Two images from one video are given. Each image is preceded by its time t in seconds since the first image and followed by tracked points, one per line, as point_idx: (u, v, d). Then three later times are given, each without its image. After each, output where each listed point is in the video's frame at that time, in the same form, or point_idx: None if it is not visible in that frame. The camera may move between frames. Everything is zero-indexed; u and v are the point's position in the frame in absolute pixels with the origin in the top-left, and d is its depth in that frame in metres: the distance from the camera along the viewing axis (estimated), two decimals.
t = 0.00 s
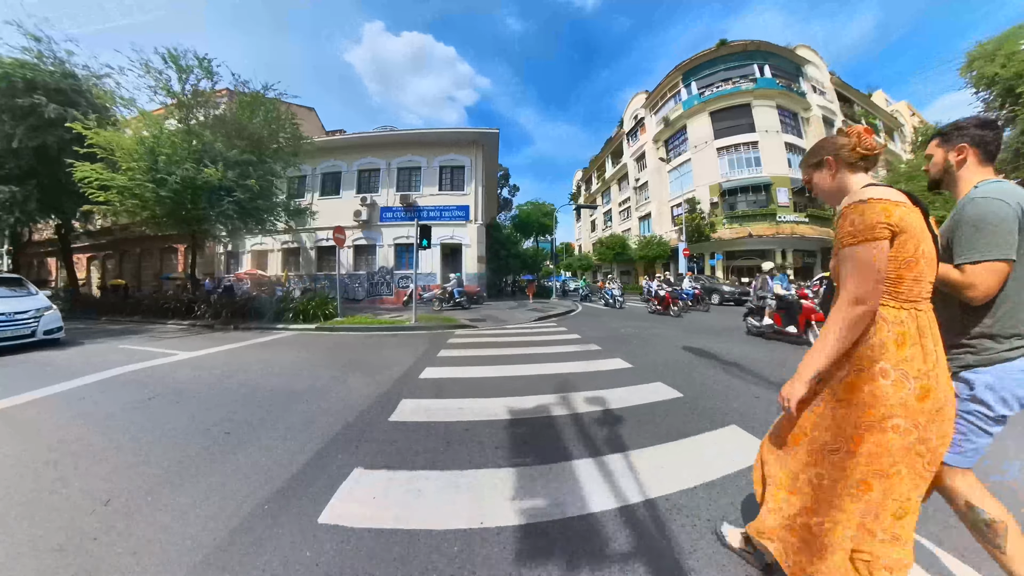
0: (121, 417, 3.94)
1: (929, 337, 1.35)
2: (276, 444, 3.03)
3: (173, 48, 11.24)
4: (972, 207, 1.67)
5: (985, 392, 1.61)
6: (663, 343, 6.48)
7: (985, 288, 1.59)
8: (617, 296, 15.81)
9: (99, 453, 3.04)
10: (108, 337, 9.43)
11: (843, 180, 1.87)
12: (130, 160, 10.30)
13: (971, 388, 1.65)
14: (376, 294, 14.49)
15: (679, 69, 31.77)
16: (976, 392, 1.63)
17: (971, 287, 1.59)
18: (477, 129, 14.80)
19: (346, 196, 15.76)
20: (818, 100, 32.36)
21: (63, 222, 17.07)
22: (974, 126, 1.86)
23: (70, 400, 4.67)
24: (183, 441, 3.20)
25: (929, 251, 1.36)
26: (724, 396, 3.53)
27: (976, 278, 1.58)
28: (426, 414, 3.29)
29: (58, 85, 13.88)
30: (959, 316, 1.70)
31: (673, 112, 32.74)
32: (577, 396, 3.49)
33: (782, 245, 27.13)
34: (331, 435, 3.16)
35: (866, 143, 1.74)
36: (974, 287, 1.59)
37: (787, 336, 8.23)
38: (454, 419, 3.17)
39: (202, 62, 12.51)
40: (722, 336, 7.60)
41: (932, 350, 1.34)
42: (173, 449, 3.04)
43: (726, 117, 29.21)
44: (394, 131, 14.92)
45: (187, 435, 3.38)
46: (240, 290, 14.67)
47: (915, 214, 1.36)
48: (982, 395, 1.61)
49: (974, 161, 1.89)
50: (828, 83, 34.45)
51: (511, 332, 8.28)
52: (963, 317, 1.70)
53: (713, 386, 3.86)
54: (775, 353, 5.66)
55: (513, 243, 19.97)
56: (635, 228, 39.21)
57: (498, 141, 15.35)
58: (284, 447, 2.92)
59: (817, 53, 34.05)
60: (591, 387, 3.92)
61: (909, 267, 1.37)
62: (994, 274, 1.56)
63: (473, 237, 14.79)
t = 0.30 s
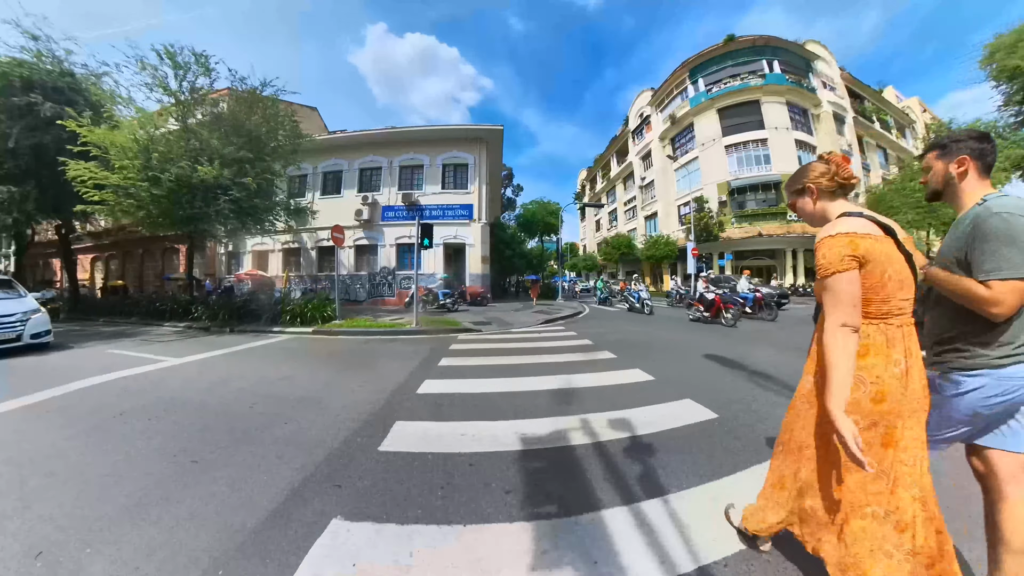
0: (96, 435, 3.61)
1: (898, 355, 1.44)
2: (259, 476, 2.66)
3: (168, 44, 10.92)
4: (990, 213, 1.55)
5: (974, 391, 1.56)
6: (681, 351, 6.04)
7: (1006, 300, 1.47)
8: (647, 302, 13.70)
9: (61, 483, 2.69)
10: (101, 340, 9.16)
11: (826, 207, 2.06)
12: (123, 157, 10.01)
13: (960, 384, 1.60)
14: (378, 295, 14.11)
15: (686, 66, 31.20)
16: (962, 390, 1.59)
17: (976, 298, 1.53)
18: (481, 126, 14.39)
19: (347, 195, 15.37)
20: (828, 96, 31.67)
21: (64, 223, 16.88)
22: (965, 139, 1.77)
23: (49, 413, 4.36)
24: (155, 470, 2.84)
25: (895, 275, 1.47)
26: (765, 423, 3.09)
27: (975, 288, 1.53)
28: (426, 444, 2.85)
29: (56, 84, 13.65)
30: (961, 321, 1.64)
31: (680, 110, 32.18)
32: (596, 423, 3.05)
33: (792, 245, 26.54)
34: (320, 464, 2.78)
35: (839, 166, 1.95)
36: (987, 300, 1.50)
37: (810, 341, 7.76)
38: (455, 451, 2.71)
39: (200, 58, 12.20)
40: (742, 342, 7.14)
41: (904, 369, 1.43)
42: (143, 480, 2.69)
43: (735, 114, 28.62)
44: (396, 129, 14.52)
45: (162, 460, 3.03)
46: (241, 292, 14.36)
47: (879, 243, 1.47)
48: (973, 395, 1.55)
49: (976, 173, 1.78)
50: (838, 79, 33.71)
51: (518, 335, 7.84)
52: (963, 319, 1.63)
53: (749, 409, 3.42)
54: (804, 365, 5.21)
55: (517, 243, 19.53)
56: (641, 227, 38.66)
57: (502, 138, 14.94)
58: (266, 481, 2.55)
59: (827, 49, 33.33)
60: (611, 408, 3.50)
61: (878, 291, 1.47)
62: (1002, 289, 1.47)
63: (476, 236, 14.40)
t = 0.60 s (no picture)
0: (67, 446, 3.25)
1: (893, 338, 1.62)
2: (237, 505, 2.28)
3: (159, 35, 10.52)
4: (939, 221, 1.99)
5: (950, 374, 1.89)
6: (699, 358, 5.65)
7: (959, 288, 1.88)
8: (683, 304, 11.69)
9: (7, 511, 2.31)
10: (89, 342, 8.82)
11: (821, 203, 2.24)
12: (110, 152, 9.62)
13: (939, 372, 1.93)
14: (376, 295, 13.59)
15: (689, 63, 30.74)
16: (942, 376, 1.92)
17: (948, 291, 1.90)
18: (483, 122, 13.99)
19: (345, 192, 14.90)
20: (834, 94, 31.24)
21: (57, 222, 16.53)
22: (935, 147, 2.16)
23: (21, 420, 4.05)
24: (121, 489, 2.47)
25: (882, 265, 1.66)
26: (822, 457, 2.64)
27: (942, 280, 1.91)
28: (419, 480, 2.37)
29: (47, 78, 13.30)
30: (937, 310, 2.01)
31: (684, 108, 31.75)
32: (626, 450, 2.63)
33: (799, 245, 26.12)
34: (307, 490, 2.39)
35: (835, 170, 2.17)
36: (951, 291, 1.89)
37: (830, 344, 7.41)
38: (461, 488, 2.25)
39: (192, 51, 11.81)
40: (761, 348, 6.75)
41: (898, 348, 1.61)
42: (101, 506, 2.30)
43: (740, 112, 28.20)
44: (396, 124, 14.11)
45: (130, 480, 2.66)
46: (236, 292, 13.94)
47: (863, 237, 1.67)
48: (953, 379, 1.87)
49: (944, 176, 2.21)
50: (844, 77, 33.25)
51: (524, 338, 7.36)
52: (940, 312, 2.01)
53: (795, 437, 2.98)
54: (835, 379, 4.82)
55: (519, 242, 19.11)
56: (645, 227, 38.23)
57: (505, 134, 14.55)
58: (242, 508, 2.19)
59: (832, 46, 32.90)
60: (638, 428, 3.07)
61: (865, 278, 1.67)
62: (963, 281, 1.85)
63: (478, 235, 13.99)
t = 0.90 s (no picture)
0: (20, 465, 2.91)
1: (858, 339, 1.84)
2: (190, 552, 1.88)
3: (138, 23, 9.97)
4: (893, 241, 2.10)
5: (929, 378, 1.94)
6: (710, 365, 5.33)
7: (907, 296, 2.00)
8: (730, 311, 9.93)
9: None
10: (61, 347, 8.31)
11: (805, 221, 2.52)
12: (84, 144, 9.07)
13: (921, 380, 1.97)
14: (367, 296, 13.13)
15: (687, 63, 30.59)
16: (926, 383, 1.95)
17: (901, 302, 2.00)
18: (479, 118, 13.60)
19: (336, 190, 14.38)
20: (830, 96, 31.31)
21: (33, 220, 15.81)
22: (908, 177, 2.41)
23: None
24: (57, 529, 2.08)
25: (849, 276, 1.88)
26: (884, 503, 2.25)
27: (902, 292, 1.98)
28: (402, 532, 1.94)
29: (20, 67, 12.65)
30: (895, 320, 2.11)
31: (682, 108, 31.60)
32: (653, 487, 2.28)
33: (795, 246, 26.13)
34: (275, 535, 1.99)
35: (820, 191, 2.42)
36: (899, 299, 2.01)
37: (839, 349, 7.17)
38: (457, 548, 1.83)
39: (175, 40, 11.28)
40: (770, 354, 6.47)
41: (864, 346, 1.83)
42: (28, 553, 1.90)
43: (737, 112, 28.10)
44: (389, 120, 13.64)
45: (75, 512, 2.28)
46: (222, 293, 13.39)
47: (835, 251, 1.90)
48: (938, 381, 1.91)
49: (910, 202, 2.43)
50: (840, 79, 33.30)
51: (524, 342, 6.97)
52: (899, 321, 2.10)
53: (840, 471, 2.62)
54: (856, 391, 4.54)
55: (516, 242, 18.74)
56: (641, 227, 38.08)
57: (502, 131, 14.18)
58: (210, 544, 1.92)
59: (828, 49, 33.00)
60: (663, 455, 2.70)
61: (835, 286, 1.90)
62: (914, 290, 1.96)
63: (474, 235, 13.59)
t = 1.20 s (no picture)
0: None
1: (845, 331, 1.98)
2: None
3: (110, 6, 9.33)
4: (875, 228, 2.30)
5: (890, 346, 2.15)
6: (718, 372, 4.95)
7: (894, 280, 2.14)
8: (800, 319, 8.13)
9: None
10: (20, 351, 7.67)
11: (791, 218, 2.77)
12: (49, 133, 8.44)
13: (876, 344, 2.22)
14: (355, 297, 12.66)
15: (682, 63, 30.48)
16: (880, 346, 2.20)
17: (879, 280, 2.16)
18: (473, 112, 13.18)
19: (323, 185, 13.76)
20: (821, 99, 31.55)
21: None
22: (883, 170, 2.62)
23: None
24: None
25: (837, 272, 2.02)
26: (974, 554, 1.83)
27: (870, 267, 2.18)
28: None
29: None
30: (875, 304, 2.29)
31: (676, 108, 31.50)
32: (691, 535, 1.86)
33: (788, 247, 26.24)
34: None
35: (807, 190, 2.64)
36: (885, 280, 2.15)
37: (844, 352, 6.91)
38: None
39: (151, 26, 10.63)
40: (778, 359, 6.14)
41: (846, 337, 1.96)
42: None
43: (732, 113, 28.08)
44: (379, 114, 13.14)
45: None
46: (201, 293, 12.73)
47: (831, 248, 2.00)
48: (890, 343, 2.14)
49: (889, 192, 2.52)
50: (831, 82, 33.62)
51: (519, 345, 6.49)
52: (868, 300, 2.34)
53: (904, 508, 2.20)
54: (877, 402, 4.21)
55: (510, 240, 18.31)
56: (635, 227, 37.98)
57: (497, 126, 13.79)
58: None
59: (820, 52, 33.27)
60: (695, 489, 2.26)
61: (828, 282, 2.02)
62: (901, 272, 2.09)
63: (466, 232, 13.11)
